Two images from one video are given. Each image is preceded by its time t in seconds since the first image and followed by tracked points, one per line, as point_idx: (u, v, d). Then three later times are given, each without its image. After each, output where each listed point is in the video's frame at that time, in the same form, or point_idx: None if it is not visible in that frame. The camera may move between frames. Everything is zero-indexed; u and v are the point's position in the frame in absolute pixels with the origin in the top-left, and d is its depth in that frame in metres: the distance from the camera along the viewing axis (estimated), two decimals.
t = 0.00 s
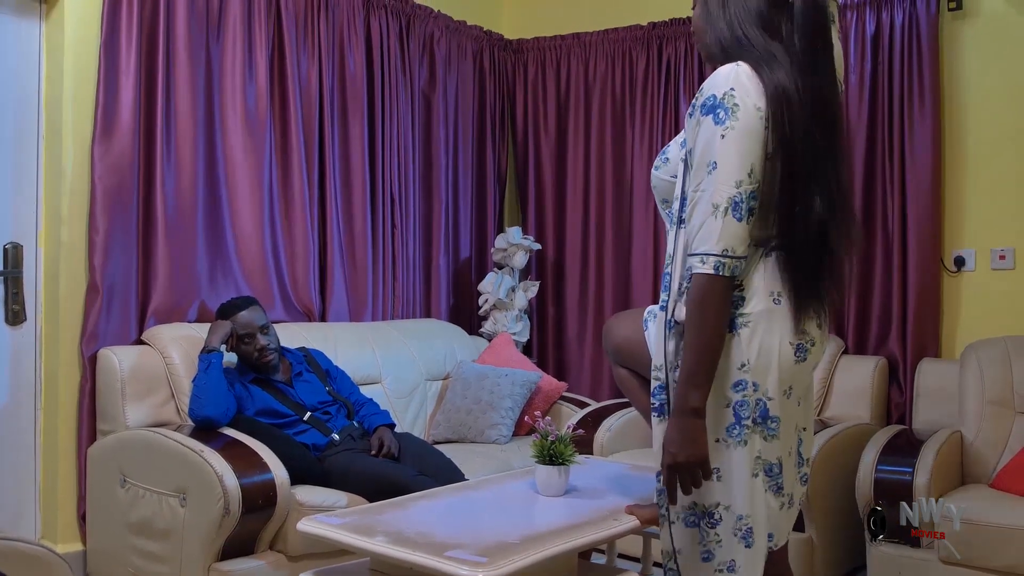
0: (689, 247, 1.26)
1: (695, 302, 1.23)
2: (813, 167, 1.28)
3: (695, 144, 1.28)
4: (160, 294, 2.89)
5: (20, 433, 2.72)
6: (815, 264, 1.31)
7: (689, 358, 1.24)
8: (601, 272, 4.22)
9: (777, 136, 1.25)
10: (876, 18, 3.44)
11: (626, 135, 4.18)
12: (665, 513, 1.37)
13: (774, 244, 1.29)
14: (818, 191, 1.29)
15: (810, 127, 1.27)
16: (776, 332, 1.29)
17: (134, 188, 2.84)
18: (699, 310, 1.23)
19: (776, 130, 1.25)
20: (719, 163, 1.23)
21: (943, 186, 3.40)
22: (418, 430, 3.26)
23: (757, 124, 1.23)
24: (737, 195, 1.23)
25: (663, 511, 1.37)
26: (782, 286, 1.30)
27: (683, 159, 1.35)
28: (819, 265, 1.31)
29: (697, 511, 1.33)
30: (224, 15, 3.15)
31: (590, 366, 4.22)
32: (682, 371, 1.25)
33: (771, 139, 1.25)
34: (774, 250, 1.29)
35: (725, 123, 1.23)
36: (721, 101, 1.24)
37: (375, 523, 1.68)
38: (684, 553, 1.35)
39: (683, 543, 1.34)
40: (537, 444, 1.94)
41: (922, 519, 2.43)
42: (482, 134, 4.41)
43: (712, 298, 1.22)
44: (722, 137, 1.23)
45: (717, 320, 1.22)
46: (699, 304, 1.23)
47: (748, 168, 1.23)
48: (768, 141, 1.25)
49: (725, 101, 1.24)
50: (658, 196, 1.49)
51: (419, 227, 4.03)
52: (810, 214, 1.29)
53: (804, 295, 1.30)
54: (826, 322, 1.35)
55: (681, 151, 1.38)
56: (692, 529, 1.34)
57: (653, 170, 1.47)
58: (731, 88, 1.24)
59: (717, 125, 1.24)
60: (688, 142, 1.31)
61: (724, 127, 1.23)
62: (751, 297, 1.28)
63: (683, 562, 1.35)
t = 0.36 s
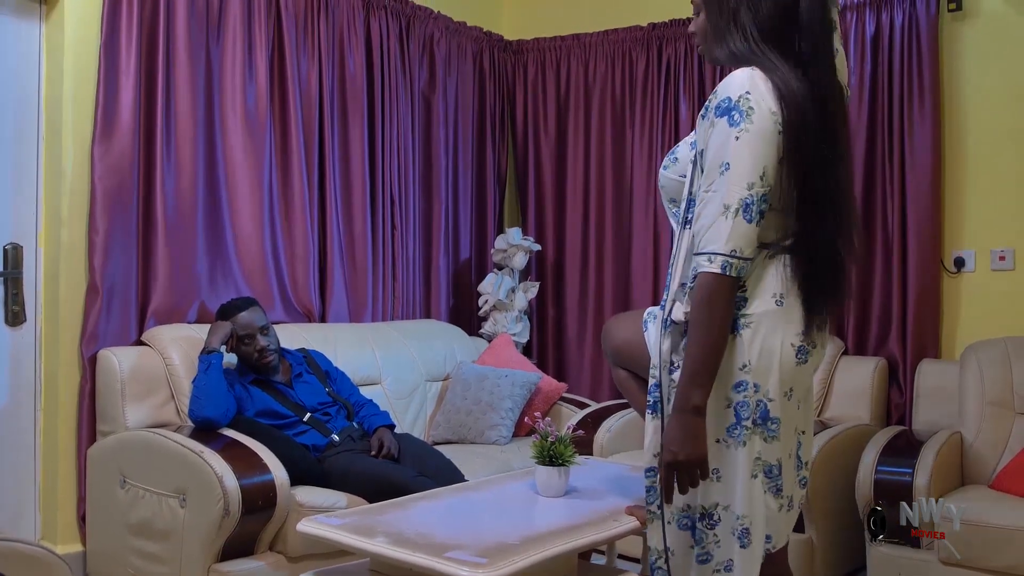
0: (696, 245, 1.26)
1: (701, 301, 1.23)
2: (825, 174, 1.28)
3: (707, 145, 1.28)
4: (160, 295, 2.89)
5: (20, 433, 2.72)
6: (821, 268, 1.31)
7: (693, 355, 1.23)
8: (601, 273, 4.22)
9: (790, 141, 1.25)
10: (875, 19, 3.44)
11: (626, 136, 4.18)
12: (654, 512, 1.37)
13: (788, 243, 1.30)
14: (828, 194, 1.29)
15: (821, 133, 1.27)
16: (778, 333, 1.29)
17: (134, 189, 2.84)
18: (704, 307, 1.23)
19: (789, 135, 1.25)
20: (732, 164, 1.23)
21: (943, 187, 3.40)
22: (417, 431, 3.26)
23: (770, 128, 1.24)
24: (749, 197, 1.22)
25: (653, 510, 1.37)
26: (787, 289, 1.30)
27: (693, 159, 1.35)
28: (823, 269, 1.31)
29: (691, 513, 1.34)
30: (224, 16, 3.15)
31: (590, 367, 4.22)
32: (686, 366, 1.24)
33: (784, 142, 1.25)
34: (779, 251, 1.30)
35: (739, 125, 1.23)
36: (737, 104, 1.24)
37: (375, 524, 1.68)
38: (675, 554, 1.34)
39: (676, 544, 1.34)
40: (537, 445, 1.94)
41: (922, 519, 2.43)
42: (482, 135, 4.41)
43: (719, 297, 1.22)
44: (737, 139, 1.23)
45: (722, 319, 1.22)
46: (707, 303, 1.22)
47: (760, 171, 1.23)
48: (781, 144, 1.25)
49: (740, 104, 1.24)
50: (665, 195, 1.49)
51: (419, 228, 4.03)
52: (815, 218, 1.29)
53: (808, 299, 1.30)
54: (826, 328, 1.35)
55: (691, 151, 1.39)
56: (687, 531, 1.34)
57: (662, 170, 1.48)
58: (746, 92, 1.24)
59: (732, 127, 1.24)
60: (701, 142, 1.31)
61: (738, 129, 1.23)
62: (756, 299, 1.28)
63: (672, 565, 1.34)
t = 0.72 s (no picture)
0: (700, 244, 1.26)
1: (703, 299, 1.22)
2: (828, 179, 1.29)
3: (713, 146, 1.27)
4: (160, 296, 2.89)
5: (20, 434, 2.72)
6: (821, 270, 1.31)
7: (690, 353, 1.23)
8: (601, 275, 4.22)
9: (793, 143, 1.25)
10: (875, 20, 3.45)
11: (626, 138, 4.18)
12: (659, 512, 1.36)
13: (794, 242, 1.30)
14: (829, 197, 1.30)
15: (823, 136, 1.28)
16: (776, 334, 1.28)
17: (134, 191, 2.84)
18: (705, 306, 1.22)
19: (793, 137, 1.25)
20: (737, 165, 1.23)
21: (943, 189, 3.40)
22: (417, 432, 3.26)
23: (776, 130, 1.23)
24: (752, 197, 1.22)
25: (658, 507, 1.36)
26: (789, 291, 1.30)
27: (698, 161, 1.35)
28: (822, 270, 1.31)
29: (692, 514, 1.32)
30: (224, 17, 3.16)
31: (589, 368, 4.22)
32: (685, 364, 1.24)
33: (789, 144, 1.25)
34: (779, 250, 1.30)
35: (744, 126, 1.23)
36: (742, 105, 1.24)
37: (375, 526, 1.68)
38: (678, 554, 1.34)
39: (681, 542, 1.34)
40: (537, 446, 1.94)
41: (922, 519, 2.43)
42: (482, 136, 4.41)
43: (721, 297, 1.22)
44: (742, 140, 1.23)
45: (722, 319, 1.22)
46: (707, 302, 1.22)
47: (765, 171, 1.23)
48: (786, 145, 1.25)
49: (745, 105, 1.23)
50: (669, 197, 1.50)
51: (419, 229, 4.03)
52: (814, 220, 1.30)
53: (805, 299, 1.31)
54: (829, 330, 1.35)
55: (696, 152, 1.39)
56: (685, 531, 1.34)
57: (665, 172, 1.48)
58: (752, 93, 1.24)
59: (737, 128, 1.23)
60: (707, 144, 1.30)
61: (743, 130, 1.23)
62: (756, 299, 1.28)
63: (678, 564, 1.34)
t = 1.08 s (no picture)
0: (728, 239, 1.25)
1: (726, 294, 1.22)
2: (832, 176, 1.30)
3: (726, 144, 1.27)
4: (160, 297, 2.89)
5: (20, 436, 2.72)
6: (820, 274, 1.31)
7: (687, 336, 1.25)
8: (602, 277, 4.22)
9: (802, 141, 1.25)
10: (875, 22, 3.45)
11: (627, 139, 4.18)
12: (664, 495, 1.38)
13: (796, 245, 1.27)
14: (832, 198, 1.30)
15: (826, 133, 1.28)
16: (773, 334, 1.29)
17: (134, 192, 2.84)
18: (716, 302, 1.23)
19: (803, 131, 1.25)
20: (756, 158, 1.22)
21: (943, 190, 3.40)
22: (418, 434, 3.25)
23: (788, 123, 1.24)
24: (776, 187, 1.22)
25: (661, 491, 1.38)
26: (785, 290, 1.30)
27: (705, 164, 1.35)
28: (827, 268, 1.32)
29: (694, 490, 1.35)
30: (224, 19, 3.16)
31: (590, 370, 4.21)
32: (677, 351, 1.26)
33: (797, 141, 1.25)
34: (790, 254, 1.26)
35: (757, 121, 1.23)
36: (751, 102, 1.24)
37: (375, 527, 1.68)
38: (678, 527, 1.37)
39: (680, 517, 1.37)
40: (537, 448, 1.94)
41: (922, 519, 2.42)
42: (482, 137, 4.41)
43: (747, 289, 1.21)
44: (757, 133, 1.22)
45: (725, 312, 1.22)
46: (730, 296, 1.22)
47: (785, 162, 1.23)
48: (798, 140, 1.25)
49: (754, 101, 1.24)
50: (670, 197, 1.50)
51: (419, 231, 4.03)
52: (817, 221, 1.28)
53: (810, 295, 1.32)
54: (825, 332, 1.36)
55: (699, 153, 1.39)
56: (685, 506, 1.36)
57: (666, 172, 1.48)
58: (758, 90, 1.24)
59: (750, 123, 1.23)
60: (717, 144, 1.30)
61: (757, 124, 1.23)
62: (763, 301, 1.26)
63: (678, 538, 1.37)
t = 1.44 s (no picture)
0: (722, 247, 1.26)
1: (724, 303, 1.23)
2: (835, 179, 1.30)
3: (725, 150, 1.27)
4: (160, 299, 2.89)
5: (20, 437, 2.72)
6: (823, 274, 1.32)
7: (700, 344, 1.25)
8: (602, 279, 4.22)
9: (803, 144, 1.25)
10: (875, 23, 3.45)
11: (627, 141, 4.18)
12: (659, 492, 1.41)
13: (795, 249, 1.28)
14: (835, 199, 1.30)
15: (830, 136, 1.28)
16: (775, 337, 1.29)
17: (134, 194, 2.84)
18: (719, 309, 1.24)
19: (806, 136, 1.25)
20: (752, 166, 1.23)
21: (943, 191, 3.40)
22: (418, 435, 3.25)
23: (788, 129, 1.23)
24: (770, 197, 1.22)
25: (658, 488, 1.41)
26: (787, 293, 1.30)
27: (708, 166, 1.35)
28: (827, 268, 1.32)
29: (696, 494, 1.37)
30: (224, 20, 3.16)
31: (590, 371, 4.21)
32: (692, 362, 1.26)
33: (801, 144, 1.25)
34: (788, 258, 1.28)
35: (756, 127, 1.23)
36: (753, 107, 1.24)
37: (375, 529, 1.68)
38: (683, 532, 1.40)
39: (684, 521, 1.40)
40: (537, 449, 1.94)
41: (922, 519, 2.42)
42: (482, 139, 4.41)
43: (742, 299, 1.22)
44: (755, 140, 1.23)
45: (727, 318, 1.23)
46: (727, 305, 1.23)
47: (781, 170, 1.23)
48: (800, 145, 1.25)
49: (756, 107, 1.23)
50: (672, 198, 1.49)
51: (419, 233, 4.03)
52: (819, 224, 1.29)
53: (811, 298, 1.32)
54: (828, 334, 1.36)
55: (703, 155, 1.39)
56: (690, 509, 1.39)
57: (669, 173, 1.48)
58: (761, 95, 1.24)
59: (749, 129, 1.23)
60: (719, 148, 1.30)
61: (755, 131, 1.23)
62: (763, 308, 1.27)
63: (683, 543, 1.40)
